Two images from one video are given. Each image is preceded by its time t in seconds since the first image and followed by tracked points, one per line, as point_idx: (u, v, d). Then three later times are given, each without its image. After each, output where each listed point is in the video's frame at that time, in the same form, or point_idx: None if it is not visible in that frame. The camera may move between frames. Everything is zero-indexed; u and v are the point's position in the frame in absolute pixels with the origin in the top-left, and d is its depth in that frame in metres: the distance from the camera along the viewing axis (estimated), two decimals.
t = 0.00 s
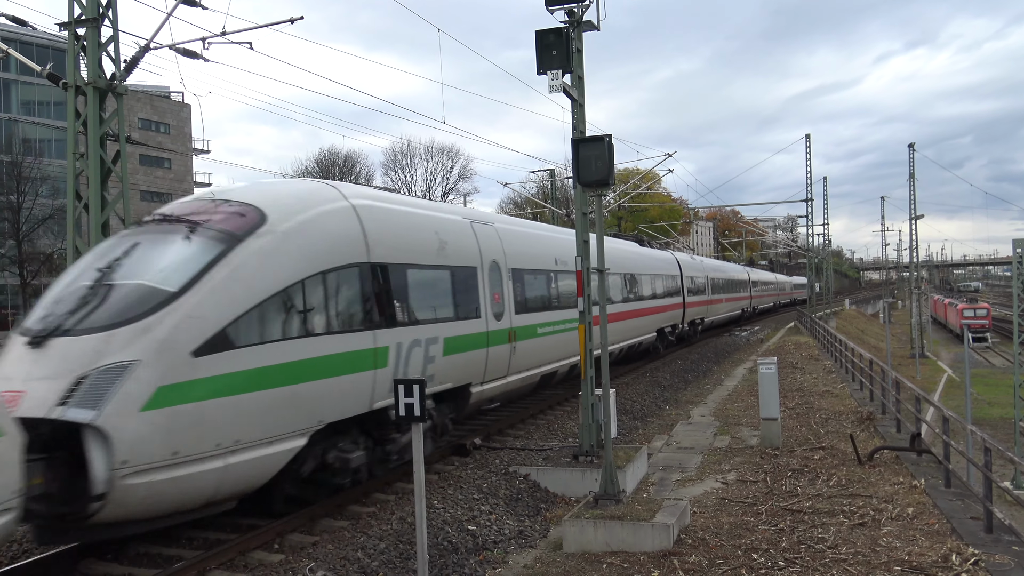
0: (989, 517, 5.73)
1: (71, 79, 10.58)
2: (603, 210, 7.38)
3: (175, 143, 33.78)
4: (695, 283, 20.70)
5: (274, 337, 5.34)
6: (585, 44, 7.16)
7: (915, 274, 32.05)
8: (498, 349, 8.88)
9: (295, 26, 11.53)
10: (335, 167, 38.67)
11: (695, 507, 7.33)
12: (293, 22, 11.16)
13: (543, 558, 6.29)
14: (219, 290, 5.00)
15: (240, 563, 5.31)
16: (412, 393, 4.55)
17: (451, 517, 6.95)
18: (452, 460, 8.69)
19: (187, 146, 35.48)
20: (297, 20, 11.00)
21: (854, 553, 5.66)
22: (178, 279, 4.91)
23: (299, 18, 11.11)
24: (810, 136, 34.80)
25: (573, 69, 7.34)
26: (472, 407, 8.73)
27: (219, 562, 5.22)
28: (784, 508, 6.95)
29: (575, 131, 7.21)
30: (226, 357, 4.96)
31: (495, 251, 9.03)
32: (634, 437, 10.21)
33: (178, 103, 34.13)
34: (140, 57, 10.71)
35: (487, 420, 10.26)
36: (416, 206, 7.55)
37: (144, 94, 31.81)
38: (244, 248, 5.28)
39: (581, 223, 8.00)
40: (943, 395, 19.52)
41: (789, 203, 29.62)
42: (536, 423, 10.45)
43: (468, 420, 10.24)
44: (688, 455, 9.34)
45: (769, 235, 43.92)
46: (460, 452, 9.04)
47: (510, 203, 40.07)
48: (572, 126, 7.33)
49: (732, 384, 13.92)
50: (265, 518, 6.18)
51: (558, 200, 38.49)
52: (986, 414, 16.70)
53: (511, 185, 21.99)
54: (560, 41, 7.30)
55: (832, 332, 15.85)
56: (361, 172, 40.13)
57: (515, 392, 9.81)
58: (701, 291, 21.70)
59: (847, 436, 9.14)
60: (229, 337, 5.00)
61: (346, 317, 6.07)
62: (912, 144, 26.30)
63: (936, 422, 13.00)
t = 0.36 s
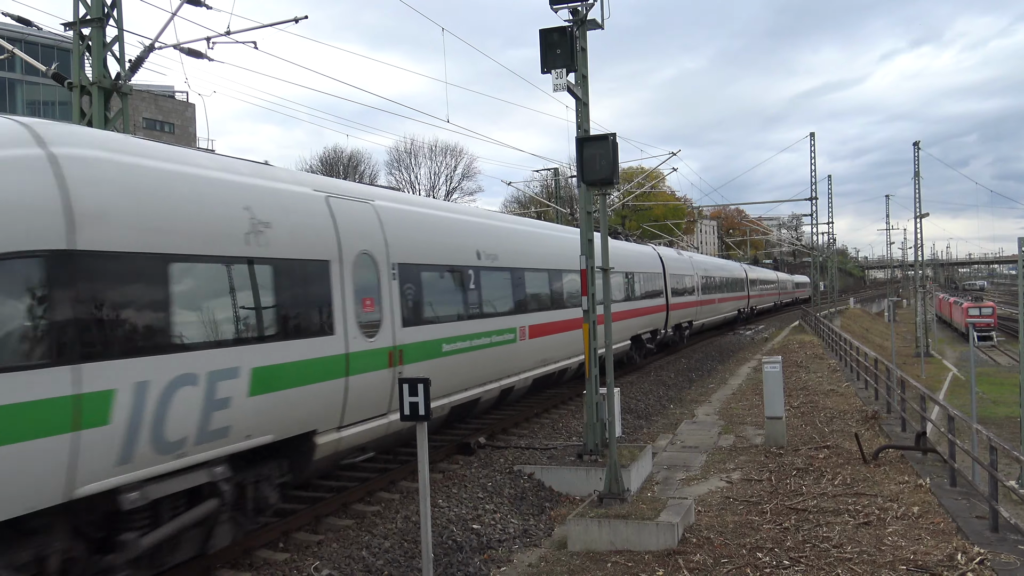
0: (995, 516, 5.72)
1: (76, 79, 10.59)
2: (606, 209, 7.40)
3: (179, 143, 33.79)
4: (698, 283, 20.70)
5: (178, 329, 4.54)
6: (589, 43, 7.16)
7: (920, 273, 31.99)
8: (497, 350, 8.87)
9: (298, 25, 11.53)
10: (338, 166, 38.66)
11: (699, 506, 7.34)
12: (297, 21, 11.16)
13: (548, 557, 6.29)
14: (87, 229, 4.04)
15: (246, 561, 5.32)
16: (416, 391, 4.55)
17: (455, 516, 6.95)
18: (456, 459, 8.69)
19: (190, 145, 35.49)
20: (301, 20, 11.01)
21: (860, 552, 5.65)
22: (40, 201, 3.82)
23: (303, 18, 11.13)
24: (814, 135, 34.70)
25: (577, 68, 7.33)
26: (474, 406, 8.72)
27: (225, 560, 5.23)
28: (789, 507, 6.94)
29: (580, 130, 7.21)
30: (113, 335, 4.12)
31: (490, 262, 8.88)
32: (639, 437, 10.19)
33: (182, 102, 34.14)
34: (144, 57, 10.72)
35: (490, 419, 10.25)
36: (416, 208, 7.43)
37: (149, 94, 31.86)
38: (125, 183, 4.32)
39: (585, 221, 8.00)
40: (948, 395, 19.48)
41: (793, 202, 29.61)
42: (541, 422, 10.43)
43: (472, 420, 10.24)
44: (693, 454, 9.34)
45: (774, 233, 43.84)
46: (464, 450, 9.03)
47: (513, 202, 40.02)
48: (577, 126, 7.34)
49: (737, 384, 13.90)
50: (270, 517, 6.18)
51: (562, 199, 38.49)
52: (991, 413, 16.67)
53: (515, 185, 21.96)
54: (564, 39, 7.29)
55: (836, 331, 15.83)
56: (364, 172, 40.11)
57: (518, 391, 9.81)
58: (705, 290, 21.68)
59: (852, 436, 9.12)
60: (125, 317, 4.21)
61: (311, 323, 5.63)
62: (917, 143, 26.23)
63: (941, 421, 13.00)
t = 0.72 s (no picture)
0: (999, 516, 5.70)
1: (80, 78, 10.62)
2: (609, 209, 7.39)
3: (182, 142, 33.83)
4: (701, 282, 20.69)
5: (165, 332, 4.36)
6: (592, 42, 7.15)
7: (923, 273, 31.93)
8: (500, 350, 8.84)
9: (301, 24, 11.54)
10: (341, 165, 38.70)
11: (702, 505, 7.33)
12: (300, 20, 11.16)
13: (551, 556, 6.29)
14: (67, 225, 3.86)
15: (248, 560, 5.33)
16: (418, 391, 4.56)
17: (458, 515, 6.94)
18: (459, 458, 8.69)
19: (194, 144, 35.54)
20: (304, 19, 11.01)
21: (863, 552, 5.65)
22: (24, 194, 3.68)
23: (306, 17, 11.14)
24: (818, 134, 34.63)
25: (579, 67, 7.32)
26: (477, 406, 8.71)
27: (228, 559, 5.25)
28: (792, 507, 6.94)
29: (582, 129, 7.20)
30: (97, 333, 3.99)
31: (490, 262, 8.75)
32: (641, 436, 10.19)
33: (185, 101, 34.19)
34: (147, 56, 10.74)
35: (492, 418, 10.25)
36: (419, 207, 7.39)
37: (152, 93, 31.93)
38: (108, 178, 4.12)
39: (589, 221, 7.99)
40: (951, 394, 19.44)
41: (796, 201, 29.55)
42: (543, 422, 10.42)
43: (475, 419, 10.24)
44: (695, 454, 9.33)
45: (777, 233, 43.79)
46: (466, 450, 9.04)
47: (516, 201, 40.01)
48: (580, 125, 7.33)
49: (740, 383, 13.89)
50: (273, 516, 6.19)
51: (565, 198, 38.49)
52: (994, 413, 16.65)
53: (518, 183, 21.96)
54: (567, 39, 7.29)
55: (839, 330, 15.81)
56: (367, 171, 40.15)
57: (520, 390, 9.82)
58: (707, 289, 21.67)
59: (855, 435, 9.10)
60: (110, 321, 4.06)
61: (308, 326, 5.51)
62: (920, 142, 26.15)
63: (944, 421, 12.99)
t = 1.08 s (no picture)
0: (1002, 515, 5.69)
1: (82, 78, 10.62)
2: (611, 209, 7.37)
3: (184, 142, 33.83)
4: (704, 281, 20.68)
5: (162, 333, 4.29)
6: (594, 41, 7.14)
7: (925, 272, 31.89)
8: (501, 350, 8.80)
9: (302, 23, 11.54)
10: (342, 165, 38.70)
11: (705, 505, 7.32)
12: (301, 19, 11.16)
13: (553, 556, 6.29)
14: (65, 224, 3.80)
15: (251, 559, 5.33)
16: (421, 390, 4.55)
17: (460, 515, 6.94)
18: (461, 457, 8.69)
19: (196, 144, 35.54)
20: (306, 19, 11.01)
21: (865, 551, 5.64)
22: (26, 192, 3.64)
23: (308, 17, 11.15)
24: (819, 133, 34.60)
25: (582, 66, 7.31)
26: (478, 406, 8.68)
27: (230, 559, 5.25)
28: (795, 506, 6.93)
29: (585, 128, 7.20)
30: (97, 336, 3.94)
31: (489, 260, 8.66)
32: (644, 436, 10.18)
33: (187, 101, 34.18)
34: (150, 56, 10.74)
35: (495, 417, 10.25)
36: (420, 206, 7.34)
37: (154, 93, 31.95)
38: (107, 176, 4.06)
39: (590, 220, 7.98)
40: (954, 394, 19.41)
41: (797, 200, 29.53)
42: (546, 421, 10.41)
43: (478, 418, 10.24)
44: (698, 453, 9.33)
45: (778, 232, 43.74)
46: (469, 450, 9.03)
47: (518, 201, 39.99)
48: (582, 124, 7.33)
49: (742, 382, 13.88)
50: (275, 515, 6.19)
51: (566, 197, 38.47)
52: (997, 412, 16.62)
53: (521, 183, 21.94)
54: (569, 38, 7.29)
55: (842, 330, 15.78)
56: (368, 171, 40.14)
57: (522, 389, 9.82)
58: (710, 289, 21.65)
59: (858, 435, 9.09)
60: (108, 322, 4.00)
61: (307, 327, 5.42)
62: (923, 141, 26.11)
63: (947, 420, 12.97)
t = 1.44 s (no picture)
0: (1004, 515, 5.69)
1: (84, 77, 10.62)
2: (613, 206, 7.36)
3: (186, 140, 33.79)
4: (704, 279, 20.67)
5: (162, 331, 4.28)
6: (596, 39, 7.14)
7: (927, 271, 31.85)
8: (502, 348, 8.79)
9: (304, 21, 11.52)
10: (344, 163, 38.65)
11: (707, 503, 7.32)
12: (303, 18, 11.16)
13: (554, 555, 6.29)
14: (65, 223, 3.80)
15: (253, 558, 5.33)
16: (423, 389, 4.54)
17: (461, 513, 6.94)
18: (462, 456, 8.68)
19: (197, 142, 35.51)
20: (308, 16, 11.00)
21: (867, 550, 5.64)
22: (26, 190, 3.63)
23: (309, 15, 11.14)
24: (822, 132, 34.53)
25: (584, 65, 7.31)
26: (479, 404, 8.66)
27: (232, 557, 5.25)
28: (797, 505, 6.93)
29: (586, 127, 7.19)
30: (97, 338, 3.93)
31: (489, 258, 8.63)
32: (645, 434, 10.18)
33: (189, 100, 34.15)
34: (151, 54, 10.74)
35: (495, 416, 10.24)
36: (420, 204, 7.32)
37: (155, 91, 31.91)
38: (106, 175, 4.04)
39: (591, 219, 7.96)
40: (956, 393, 19.40)
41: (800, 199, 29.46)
42: (547, 420, 10.40)
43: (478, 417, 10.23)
44: (699, 452, 9.32)
45: (780, 230, 43.69)
46: (470, 448, 9.02)
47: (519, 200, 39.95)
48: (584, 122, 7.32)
49: (743, 381, 13.87)
50: (277, 514, 6.19)
51: (568, 196, 38.41)
52: (999, 411, 16.60)
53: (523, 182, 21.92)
54: (571, 36, 7.28)
55: (844, 329, 15.76)
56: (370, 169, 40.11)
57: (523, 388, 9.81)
58: (710, 288, 21.63)
59: (859, 434, 9.08)
60: (109, 322, 3.99)
61: (306, 326, 5.40)
62: (925, 140, 26.06)
63: (949, 418, 12.94)
